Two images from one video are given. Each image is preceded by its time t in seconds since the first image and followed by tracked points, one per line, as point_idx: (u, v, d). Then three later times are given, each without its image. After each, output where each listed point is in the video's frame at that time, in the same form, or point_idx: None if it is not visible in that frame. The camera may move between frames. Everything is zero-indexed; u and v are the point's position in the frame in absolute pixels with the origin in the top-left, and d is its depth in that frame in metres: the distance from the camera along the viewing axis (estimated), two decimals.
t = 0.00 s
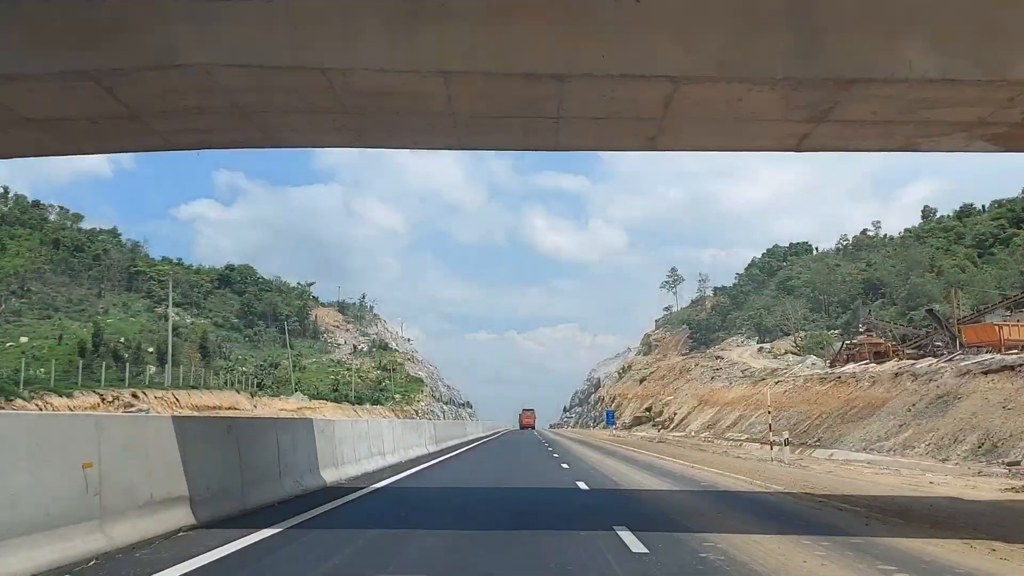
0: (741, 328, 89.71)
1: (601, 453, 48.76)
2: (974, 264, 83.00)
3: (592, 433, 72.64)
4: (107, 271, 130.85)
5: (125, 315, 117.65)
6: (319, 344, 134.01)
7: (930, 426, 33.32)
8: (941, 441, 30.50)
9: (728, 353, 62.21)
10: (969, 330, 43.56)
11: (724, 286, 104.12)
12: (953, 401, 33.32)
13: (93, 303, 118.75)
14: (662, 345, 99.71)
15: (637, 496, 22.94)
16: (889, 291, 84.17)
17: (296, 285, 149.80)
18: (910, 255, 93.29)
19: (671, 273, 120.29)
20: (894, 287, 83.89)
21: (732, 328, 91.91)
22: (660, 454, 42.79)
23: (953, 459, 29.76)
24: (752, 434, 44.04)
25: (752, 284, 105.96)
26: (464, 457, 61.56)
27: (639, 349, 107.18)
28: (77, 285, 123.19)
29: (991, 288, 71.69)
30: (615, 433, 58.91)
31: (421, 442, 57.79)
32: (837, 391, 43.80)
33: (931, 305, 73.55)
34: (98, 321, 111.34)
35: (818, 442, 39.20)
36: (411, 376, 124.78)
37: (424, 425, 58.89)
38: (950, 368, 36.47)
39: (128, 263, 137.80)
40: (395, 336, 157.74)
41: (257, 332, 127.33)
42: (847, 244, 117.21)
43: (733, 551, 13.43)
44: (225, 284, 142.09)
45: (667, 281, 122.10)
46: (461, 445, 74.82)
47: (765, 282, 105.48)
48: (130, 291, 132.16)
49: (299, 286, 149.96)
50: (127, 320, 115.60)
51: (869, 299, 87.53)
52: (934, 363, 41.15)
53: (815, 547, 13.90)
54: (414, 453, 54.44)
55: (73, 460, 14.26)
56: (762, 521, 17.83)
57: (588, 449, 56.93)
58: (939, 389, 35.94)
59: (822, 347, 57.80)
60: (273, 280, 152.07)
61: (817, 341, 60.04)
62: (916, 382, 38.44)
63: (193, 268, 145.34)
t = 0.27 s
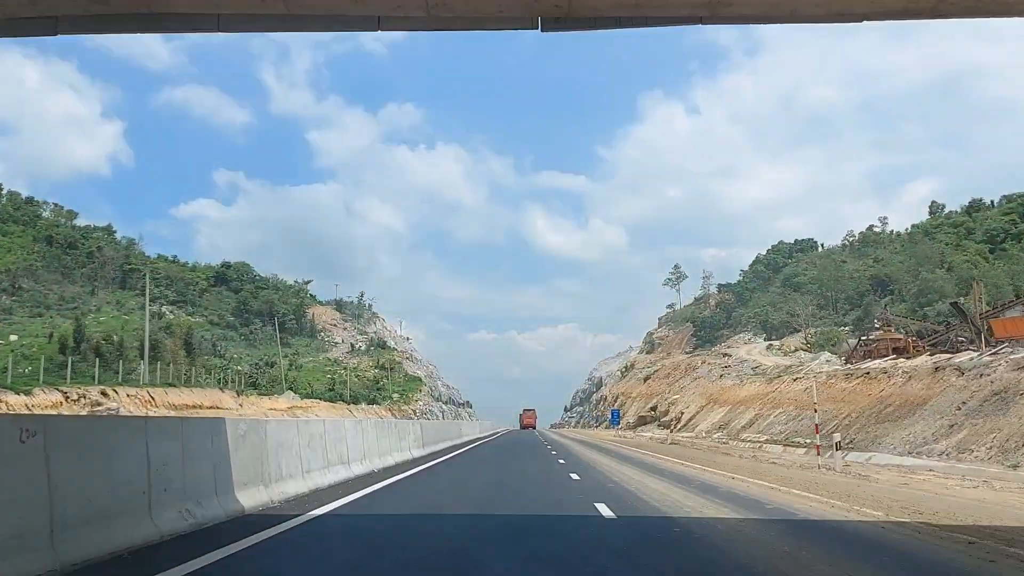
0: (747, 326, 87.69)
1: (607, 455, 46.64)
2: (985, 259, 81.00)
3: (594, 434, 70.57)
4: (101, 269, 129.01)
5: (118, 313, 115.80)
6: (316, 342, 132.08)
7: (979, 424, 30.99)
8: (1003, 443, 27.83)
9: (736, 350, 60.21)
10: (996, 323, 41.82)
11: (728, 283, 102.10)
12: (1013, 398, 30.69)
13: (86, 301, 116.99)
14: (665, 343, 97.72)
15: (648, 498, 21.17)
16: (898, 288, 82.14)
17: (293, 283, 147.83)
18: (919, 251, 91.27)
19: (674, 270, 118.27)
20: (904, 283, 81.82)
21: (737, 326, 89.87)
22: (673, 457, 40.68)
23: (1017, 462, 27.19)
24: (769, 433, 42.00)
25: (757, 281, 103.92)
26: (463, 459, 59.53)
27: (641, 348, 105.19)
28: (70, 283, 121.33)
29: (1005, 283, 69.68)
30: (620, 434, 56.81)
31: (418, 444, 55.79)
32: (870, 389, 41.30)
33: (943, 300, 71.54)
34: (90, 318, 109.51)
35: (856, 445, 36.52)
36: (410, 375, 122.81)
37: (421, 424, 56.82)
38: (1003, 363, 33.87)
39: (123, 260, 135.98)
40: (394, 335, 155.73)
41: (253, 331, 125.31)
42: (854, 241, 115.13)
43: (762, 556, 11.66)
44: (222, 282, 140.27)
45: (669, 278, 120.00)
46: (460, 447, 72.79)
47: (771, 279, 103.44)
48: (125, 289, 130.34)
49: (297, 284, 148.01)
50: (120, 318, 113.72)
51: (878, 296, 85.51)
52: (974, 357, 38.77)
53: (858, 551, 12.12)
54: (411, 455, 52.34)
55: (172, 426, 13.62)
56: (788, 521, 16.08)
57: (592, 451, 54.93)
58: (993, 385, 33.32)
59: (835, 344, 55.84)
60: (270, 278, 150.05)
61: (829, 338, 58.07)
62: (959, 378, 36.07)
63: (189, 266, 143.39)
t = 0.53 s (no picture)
0: (754, 322, 85.75)
1: (616, 455, 44.72)
2: (999, 254, 79.00)
3: (598, 433, 68.63)
4: (96, 265, 126.86)
5: (113, 310, 113.93)
6: (314, 340, 130.09)
7: None
8: None
9: (745, 347, 58.34)
10: None
11: (734, 279, 100.02)
12: None
13: (80, 298, 114.91)
14: (670, 340, 95.63)
15: (662, 512, 19.68)
16: (909, 283, 80.17)
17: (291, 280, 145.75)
18: (929, 246, 89.27)
19: (678, 266, 116.21)
20: (915, 279, 79.82)
21: (744, 323, 87.91)
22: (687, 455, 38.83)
23: None
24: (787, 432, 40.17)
25: (763, 276, 101.85)
26: (463, 460, 57.72)
27: (645, 345, 103.12)
28: (64, 280, 119.38)
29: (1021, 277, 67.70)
30: (626, 433, 54.90)
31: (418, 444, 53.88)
32: (911, 383, 38.26)
33: (958, 296, 69.53)
34: (83, 316, 107.44)
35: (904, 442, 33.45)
36: (409, 373, 120.82)
37: (421, 424, 54.90)
38: None
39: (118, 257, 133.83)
40: (394, 332, 153.67)
41: (250, 328, 123.47)
42: (861, 235, 113.00)
43: None
44: (218, 280, 138.38)
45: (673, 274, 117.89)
46: (460, 447, 70.80)
47: (777, 275, 101.36)
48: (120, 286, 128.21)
49: (295, 281, 145.94)
50: (115, 315, 111.86)
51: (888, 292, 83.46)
52: None
53: None
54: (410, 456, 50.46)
55: (165, 428, 13.50)
56: (819, 541, 14.60)
57: (598, 452, 53.00)
58: None
59: (849, 341, 53.99)
60: (267, 275, 148.05)
61: (842, 335, 56.18)
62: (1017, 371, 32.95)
63: (185, 263, 141.41)
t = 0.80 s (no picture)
0: (760, 320, 83.70)
1: (625, 457, 42.66)
2: (1013, 249, 76.85)
3: (602, 434, 66.57)
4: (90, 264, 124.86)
5: (107, 309, 111.94)
6: (312, 339, 128.08)
7: None
8: None
9: (755, 343, 56.34)
10: None
11: (739, 276, 98.03)
12: None
13: (73, 297, 112.90)
14: (674, 339, 93.64)
15: (676, 517, 17.95)
16: (920, 279, 78.12)
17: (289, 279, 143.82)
18: (938, 241, 87.20)
19: (682, 264, 114.15)
20: (926, 274, 77.74)
21: (750, 321, 85.82)
22: (702, 458, 36.75)
23: None
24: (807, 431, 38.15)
25: (769, 274, 99.86)
26: (464, 461, 55.75)
27: (649, 344, 101.10)
28: (58, 279, 117.36)
29: None
30: (632, 434, 52.85)
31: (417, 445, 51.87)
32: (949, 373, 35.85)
33: (971, 291, 67.54)
34: (76, 314, 105.39)
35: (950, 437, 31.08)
36: (408, 372, 118.82)
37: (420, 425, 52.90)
38: None
39: (113, 255, 131.88)
40: (393, 332, 151.66)
41: (247, 327, 121.48)
42: (867, 232, 110.91)
43: None
44: (214, 278, 136.35)
45: (677, 272, 115.76)
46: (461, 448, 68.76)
47: (783, 272, 99.36)
48: (114, 285, 126.18)
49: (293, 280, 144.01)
50: (109, 314, 109.88)
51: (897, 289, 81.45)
52: None
53: None
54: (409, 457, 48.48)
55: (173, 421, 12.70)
56: (854, 550, 12.86)
57: (604, 452, 50.96)
58: None
59: (863, 337, 52.00)
60: (265, 274, 145.99)
61: (856, 331, 54.18)
62: None
63: (181, 262, 139.38)
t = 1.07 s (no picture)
0: (768, 317, 81.55)
1: (633, 459, 40.51)
2: None
3: (605, 435, 64.45)
4: (83, 261, 122.76)
5: (100, 307, 109.94)
6: (309, 338, 125.99)
7: None
8: None
9: (765, 340, 54.26)
10: None
11: (744, 273, 95.92)
12: None
13: (65, 295, 110.78)
14: (678, 337, 91.58)
15: (683, 524, 16.03)
16: (930, 274, 75.94)
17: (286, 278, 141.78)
18: (948, 235, 85.01)
19: (686, 261, 112.01)
20: (937, 270, 75.56)
21: (757, 319, 83.67)
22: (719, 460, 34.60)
23: None
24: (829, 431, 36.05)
25: (775, 271, 97.73)
26: (463, 463, 53.68)
27: (652, 343, 99.06)
28: (50, 277, 115.28)
29: None
30: (639, 435, 50.74)
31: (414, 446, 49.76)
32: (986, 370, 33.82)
33: (986, 287, 65.42)
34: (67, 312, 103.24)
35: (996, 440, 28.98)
36: (407, 372, 116.72)
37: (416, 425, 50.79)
38: None
39: (107, 253, 129.80)
40: (392, 331, 149.56)
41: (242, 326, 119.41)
42: (875, 228, 108.75)
43: None
44: (210, 277, 134.35)
45: (680, 270, 113.59)
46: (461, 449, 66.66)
47: (789, 269, 97.22)
48: (108, 283, 124.13)
49: (290, 278, 141.97)
50: (102, 313, 107.85)
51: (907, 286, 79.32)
52: None
53: None
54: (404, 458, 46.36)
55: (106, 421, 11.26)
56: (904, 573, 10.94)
57: (610, 452, 48.90)
58: None
59: (878, 332, 49.94)
60: (262, 272, 143.86)
61: (870, 327, 52.07)
62: None
63: (177, 260, 137.32)
